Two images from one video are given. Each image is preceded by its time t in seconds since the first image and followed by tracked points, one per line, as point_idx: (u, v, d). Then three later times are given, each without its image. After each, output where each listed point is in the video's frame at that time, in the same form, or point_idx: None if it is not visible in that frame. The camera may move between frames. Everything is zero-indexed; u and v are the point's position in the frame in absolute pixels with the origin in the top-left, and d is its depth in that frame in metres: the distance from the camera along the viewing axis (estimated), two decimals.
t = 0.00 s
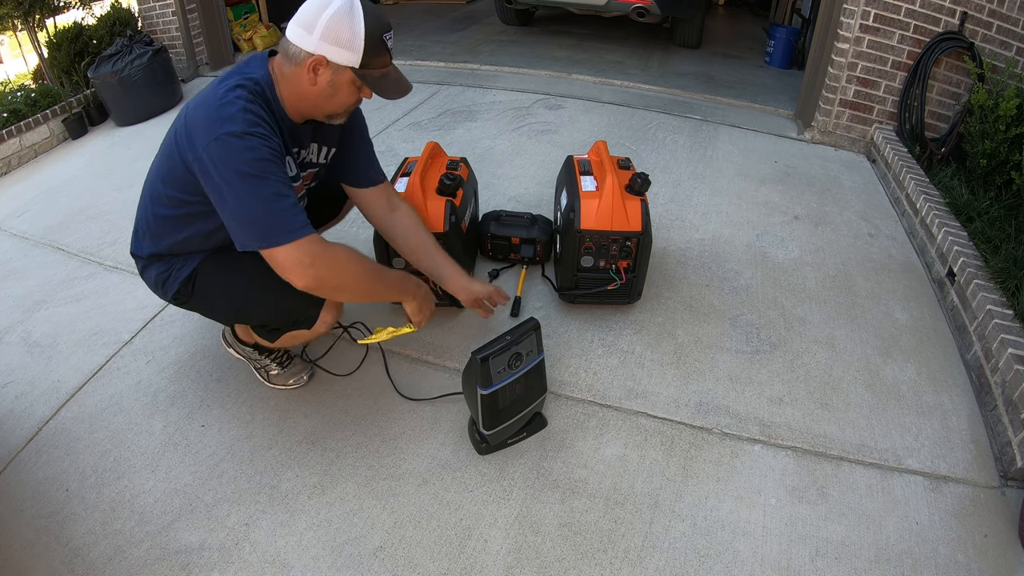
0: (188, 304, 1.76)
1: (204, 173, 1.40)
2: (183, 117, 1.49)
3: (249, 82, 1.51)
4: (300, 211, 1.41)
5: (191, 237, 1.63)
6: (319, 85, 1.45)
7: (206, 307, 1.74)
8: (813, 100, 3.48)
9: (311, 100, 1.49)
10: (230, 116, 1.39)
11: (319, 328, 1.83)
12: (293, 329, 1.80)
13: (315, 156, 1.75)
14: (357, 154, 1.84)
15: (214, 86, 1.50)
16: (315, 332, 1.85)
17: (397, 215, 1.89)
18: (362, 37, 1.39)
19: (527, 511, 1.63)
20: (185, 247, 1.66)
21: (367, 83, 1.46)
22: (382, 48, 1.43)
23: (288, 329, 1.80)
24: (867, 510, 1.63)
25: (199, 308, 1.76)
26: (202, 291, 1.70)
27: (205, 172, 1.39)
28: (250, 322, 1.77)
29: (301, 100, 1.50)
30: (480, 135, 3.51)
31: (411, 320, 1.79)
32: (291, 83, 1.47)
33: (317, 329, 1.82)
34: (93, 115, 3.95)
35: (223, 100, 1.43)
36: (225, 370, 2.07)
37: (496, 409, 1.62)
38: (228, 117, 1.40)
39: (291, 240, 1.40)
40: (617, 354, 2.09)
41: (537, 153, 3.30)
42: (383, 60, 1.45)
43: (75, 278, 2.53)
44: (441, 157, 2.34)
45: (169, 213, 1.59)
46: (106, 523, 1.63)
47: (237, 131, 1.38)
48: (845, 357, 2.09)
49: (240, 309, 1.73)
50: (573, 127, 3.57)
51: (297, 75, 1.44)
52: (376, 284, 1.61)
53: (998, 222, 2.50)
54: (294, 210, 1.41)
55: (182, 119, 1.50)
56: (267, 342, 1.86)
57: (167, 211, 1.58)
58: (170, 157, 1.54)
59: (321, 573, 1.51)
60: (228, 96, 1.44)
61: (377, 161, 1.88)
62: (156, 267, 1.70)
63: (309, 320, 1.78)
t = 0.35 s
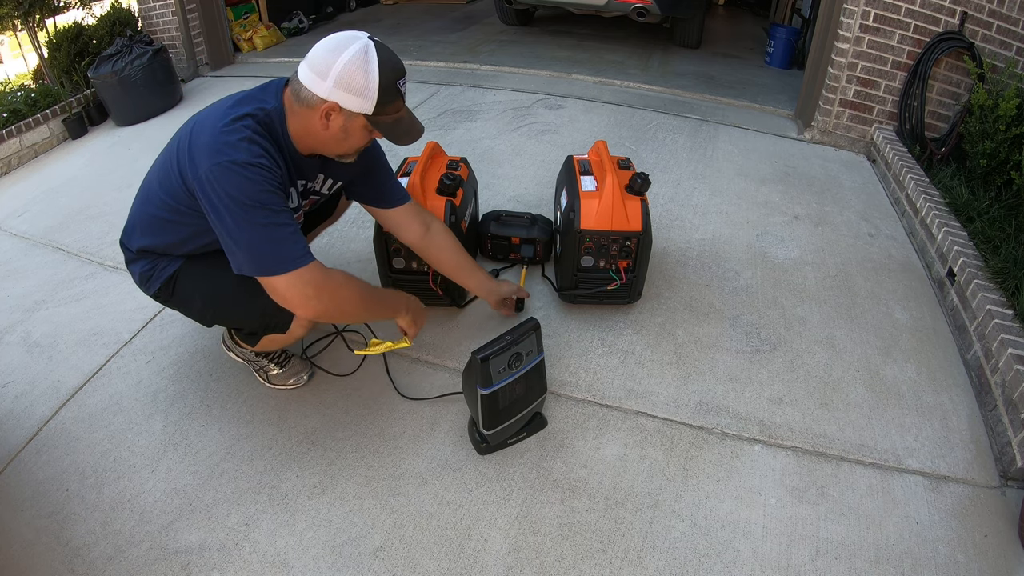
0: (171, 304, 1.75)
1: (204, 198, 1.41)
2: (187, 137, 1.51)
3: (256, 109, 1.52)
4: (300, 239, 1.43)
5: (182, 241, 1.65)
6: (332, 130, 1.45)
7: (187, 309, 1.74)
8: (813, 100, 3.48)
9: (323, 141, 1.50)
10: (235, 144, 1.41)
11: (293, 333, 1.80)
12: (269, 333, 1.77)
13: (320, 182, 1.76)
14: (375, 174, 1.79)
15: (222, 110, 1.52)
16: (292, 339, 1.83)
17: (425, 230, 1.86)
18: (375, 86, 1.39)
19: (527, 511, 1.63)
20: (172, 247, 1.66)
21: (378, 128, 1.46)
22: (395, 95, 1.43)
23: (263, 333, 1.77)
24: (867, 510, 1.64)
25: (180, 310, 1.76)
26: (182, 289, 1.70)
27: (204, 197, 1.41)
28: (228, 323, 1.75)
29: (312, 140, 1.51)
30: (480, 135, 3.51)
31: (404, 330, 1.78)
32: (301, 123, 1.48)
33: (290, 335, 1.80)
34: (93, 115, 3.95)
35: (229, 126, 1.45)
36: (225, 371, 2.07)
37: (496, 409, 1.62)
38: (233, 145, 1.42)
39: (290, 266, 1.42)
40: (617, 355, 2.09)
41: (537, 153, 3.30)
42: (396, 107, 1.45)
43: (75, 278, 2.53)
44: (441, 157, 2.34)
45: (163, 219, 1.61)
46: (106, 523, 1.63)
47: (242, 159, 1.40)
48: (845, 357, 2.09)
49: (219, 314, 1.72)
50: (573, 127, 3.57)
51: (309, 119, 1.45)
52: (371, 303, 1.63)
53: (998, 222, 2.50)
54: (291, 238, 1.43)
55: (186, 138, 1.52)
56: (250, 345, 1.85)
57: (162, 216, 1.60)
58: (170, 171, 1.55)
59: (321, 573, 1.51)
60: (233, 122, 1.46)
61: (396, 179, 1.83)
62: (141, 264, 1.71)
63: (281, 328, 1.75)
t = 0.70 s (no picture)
0: (185, 312, 1.75)
1: (254, 234, 1.44)
2: (194, 169, 1.45)
3: (257, 127, 1.47)
4: (357, 238, 1.51)
5: (203, 257, 1.64)
6: (313, 129, 1.47)
7: (204, 314, 1.75)
8: (813, 100, 3.48)
9: (307, 141, 1.51)
10: (262, 180, 1.39)
11: (326, 320, 1.88)
12: (299, 324, 1.83)
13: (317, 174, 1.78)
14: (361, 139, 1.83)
15: (219, 134, 1.45)
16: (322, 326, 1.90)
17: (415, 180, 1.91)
18: (352, 85, 1.39)
19: (527, 511, 1.63)
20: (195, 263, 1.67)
21: (361, 125, 1.47)
22: (376, 91, 1.43)
23: (294, 324, 1.83)
24: (866, 510, 1.64)
25: (197, 316, 1.77)
26: (201, 296, 1.70)
27: (255, 233, 1.44)
28: (253, 321, 1.78)
29: (297, 141, 1.52)
30: (480, 135, 3.51)
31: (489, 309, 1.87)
32: (284, 125, 1.49)
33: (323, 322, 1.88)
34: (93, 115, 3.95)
35: (241, 157, 1.41)
36: (225, 371, 2.07)
37: (496, 409, 1.62)
38: (258, 180, 1.39)
39: (361, 262, 1.52)
40: (617, 355, 2.09)
41: (537, 153, 3.30)
42: (378, 104, 1.45)
43: (75, 278, 2.53)
44: (441, 157, 2.34)
45: (189, 247, 1.60)
46: (106, 523, 1.63)
47: (273, 192, 1.39)
48: (845, 357, 2.09)
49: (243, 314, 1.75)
50: (573, 127, 3.57)
51: (290, 119, 1.46)
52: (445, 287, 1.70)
53: (998, 222, 2.50)
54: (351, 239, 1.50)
55: (190, 170, 1.46)
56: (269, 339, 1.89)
57: (181, 241, 1.59)
58: (181, 204, 1.51)
59: (321, 573, 1.51)
60: (243, 152, 1.41)
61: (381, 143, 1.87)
62: (151, 281, 1.69)
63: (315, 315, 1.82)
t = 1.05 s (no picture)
0: (191, 317, 1.75)
1: (279, 243, 1.47)
2: (209, 182, 1.45)
3: (269, 135, 1.46)
4: (375, 236, 1.56)
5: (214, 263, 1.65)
6: (322, 136, 1.48)
7: (210, 318, 1.75)
8: (813, 99, 3.48)
9: (315, 149, 1.52)
10: (286, 192, 1.41)
11: (341, 312, 1.94)
12: (313, 319, 1.86)
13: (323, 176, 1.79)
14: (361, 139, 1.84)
15: (236, 146, 1.45)
16: (337, 317, 1.95)
17: (414, 175, 1.91)
18: (362, 93, 1.40)
19: (527, 511, 1.63)
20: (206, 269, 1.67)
21: (370, 131, 1.48)
22: (384, 98, 1.44)
23: (307, 320, 1.85)
24: (867, 510, 1.64)
25: (203, 320, 1.77)
26: (208, 301, 1.70)
27: (280, 242, 1.46)
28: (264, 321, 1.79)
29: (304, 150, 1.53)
30: (480, 135, 3.51)
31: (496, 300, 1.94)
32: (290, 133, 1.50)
33: (340, 314, 1.94)
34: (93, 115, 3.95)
35: (262, 170, 1.41)
36: (225, 371, 2.07)
37: (497, 408, 1.62)
38: (281, 192, 1.41)
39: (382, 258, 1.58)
40: (617, 355, 2.09)
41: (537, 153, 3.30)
42: (386, 110, 1.46)
43: (75, 278, 2.53)
44: (441, 157, 2.35)
45: (200, 254, 1.60)
46: (106, 523, 1.63)
47: (298, 203, 1.42)
48: (845, 357, 2.09)
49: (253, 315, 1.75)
50: (573, 127, 3.57)
51: (298, 127, 1.47)
52: (454, 278, 1.76)
53: (998, 222, 2.50)
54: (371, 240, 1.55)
55: (207, 180, 1.46)
56: (277, 336, 1.90)
57: (193, 250, 1.59)
58: (195, 216, 1.51)
59: (321, 573, 1.51)
60: (262, 163, 1.42)
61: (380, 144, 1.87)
62: (156, 288, 1.68)
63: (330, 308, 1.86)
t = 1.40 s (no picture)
0: (193, 317, 1.75)
1: (282, 242, 1.47)
2: (213, 182, 1.45)
3: (272, 135, 1.46)
4: (378, 236, 1.57)
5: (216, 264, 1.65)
6: (327, 136, 1.48)
7: (211, 318, 1.75)
8: (813, 99, 3.48)
9: (320, 149, 1.52)
10: (290, 191, 1.41)
11: (342, 312, 1.94)
12: (316, 318, 1.86)
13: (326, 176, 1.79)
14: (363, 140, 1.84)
15: (240, 146, 1.45)
16: (338, 317, 1.95)
17: (409, 172, 1.90)
18: (366, 92, 1.40)
19: (527, 511, 1.63)
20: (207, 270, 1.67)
21: (374, 129, 1.49)
22: (388, 97, 1.44)
23: (310, 319, 1.85)
24: (867, 510, 1.64)
25: (204, 320, 1.76)
26: (209, 301, 1.70)
27: (283, 242, 1.46)
28: (266, 320, 1.78)
29: (308, 150, 1.54)
30: (480, 135, 3.51)
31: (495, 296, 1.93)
32: (294, 133, 1.50)
33: (342, 314, 1.94)
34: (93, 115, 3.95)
35: (266, 170, 1.41)
36: (225, 371, 2.07)
37: (497, 408, 1.61)
38: (285, 191, 1.41)
39: (384, 258, 1.58)
40: (617, 355, 2.09)
41: (537, 153, 3.30)
42: (390, 109, 1.46)
43: (75, 278, 2.53)
44: (441, 157, 2.35)
45: (202, 254, 1.60)
46: (106, 523, 1.63)
47: (302, 203, 1.42)
48: (845, 357, 2.09)
49: (255, 315, 1.75)
50: (573, 127, 3.57)
51: (302, 128, 1.47)
52: (455, 275, 1.76)
53: (998, 222, 2.50)
54: (374, 239, 1.56)
55: (211, 180, 1.46)
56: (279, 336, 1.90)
57: (195, 250, 1.59)
58: (198, 216, 1.51)
59: (321, 573, 1.51)
60: (265, 163, 1.42)
61: (381, 144, 1.87)
62: (158, 288, 1.68)
63: (332, 309, 1.86)
